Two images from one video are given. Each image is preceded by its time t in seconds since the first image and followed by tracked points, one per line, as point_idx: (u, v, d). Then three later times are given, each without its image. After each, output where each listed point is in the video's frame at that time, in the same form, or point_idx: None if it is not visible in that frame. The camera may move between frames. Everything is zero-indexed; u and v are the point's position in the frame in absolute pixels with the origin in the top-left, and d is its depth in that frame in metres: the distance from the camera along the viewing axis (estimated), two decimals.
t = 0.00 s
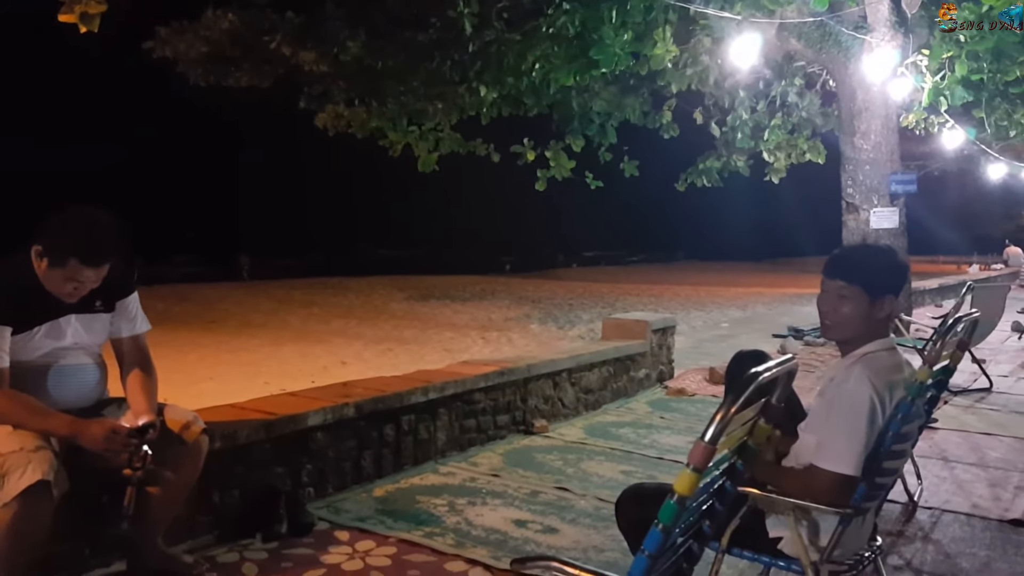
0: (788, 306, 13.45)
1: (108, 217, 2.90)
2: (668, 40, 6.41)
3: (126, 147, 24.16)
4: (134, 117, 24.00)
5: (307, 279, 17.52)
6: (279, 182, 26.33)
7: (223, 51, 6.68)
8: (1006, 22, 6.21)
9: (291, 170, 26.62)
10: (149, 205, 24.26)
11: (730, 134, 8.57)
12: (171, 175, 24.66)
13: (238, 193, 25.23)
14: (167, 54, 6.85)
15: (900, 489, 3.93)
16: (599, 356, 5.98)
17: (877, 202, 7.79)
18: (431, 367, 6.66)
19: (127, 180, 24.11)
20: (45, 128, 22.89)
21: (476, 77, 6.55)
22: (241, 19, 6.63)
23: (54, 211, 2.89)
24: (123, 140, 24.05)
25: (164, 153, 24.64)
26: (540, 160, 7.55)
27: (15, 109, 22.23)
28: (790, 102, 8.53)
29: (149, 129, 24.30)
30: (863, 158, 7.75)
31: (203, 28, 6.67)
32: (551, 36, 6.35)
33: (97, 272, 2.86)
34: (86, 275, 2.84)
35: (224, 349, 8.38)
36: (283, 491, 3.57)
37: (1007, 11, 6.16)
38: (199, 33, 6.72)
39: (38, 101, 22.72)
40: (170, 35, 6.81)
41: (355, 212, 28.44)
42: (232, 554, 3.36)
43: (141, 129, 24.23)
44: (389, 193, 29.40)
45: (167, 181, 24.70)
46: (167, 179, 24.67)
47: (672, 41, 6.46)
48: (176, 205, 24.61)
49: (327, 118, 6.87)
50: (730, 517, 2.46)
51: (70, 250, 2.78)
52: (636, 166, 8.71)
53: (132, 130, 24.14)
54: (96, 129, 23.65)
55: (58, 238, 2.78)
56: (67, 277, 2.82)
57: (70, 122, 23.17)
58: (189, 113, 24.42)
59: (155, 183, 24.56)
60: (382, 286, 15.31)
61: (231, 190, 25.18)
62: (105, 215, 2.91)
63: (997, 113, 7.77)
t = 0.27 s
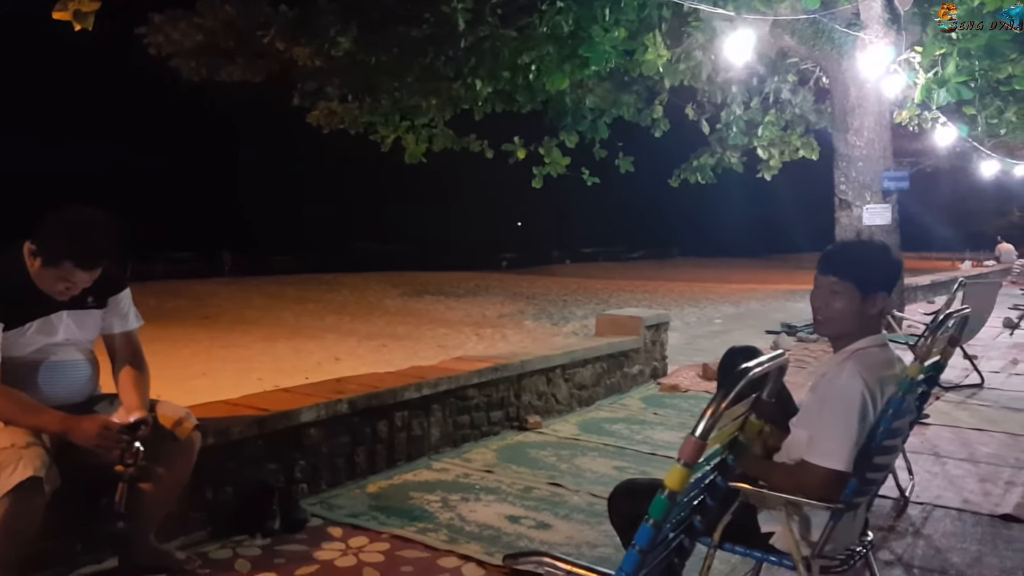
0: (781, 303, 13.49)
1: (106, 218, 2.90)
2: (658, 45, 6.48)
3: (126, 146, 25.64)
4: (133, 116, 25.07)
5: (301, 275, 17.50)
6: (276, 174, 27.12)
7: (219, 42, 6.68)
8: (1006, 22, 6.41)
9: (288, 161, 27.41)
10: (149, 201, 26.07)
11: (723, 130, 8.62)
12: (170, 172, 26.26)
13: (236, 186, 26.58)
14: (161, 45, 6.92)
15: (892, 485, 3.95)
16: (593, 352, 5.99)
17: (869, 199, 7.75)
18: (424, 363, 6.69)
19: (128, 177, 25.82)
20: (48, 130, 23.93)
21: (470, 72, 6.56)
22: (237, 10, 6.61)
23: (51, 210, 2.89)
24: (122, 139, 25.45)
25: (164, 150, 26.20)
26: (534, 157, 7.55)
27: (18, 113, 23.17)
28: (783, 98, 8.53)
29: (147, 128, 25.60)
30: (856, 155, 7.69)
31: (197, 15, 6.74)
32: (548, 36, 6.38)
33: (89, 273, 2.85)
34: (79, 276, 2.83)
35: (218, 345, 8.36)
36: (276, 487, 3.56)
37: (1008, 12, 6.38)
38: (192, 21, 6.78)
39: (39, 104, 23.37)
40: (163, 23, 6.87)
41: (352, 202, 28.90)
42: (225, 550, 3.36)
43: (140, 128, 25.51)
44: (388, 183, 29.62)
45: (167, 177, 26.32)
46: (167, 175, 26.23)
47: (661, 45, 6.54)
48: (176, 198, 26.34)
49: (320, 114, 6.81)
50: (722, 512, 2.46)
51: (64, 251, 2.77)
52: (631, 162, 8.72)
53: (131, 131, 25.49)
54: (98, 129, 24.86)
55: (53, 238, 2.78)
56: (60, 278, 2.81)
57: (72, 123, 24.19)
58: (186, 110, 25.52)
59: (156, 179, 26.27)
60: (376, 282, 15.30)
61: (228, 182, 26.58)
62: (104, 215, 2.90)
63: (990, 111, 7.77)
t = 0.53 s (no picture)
0: (764, 300, 13.57)
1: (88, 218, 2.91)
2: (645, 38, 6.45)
3: (125, 149, 24.84)
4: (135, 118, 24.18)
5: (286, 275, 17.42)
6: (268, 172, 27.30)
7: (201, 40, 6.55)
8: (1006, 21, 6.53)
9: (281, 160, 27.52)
10: (148, 202, 25.58)
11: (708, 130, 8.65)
12: (167, 173, 25.88)
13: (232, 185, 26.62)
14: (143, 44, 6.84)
15: (873, 480, 3.99)
16: (578, 351, 6.01)
17: (850, 197, 7.67)
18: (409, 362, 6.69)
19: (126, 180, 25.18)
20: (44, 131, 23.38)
21: (456, 70, 6.59)
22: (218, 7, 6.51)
23: (32, 207, 2.89)
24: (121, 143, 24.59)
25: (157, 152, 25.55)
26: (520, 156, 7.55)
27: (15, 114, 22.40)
28: (765, 98, 8.58)
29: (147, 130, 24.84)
30: (839, 153, 7.68)
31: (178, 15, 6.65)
32: (532, 35, 6.38)
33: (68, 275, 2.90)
34: (58, 278, 2.89)
35: (203, 346, 8.32)
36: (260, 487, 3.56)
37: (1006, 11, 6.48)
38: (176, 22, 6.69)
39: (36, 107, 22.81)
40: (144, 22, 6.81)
41: (343, 198, 29.10)
42: (208, 551, 3.36)
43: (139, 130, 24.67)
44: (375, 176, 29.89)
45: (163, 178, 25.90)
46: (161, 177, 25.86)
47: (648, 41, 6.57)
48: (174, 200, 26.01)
49: (307, 119, 6.84)
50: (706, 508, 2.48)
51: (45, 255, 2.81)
52: (616, 161, 8.74)
53: (130, 132, 24.58)
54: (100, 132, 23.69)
55: (33, 240, 2.79)
56: (39, 278, 2.86)
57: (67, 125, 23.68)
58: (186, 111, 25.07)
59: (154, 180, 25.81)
60: (362, 281, 15.25)
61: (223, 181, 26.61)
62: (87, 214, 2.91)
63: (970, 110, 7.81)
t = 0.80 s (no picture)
0: (741, 298, 13.66)
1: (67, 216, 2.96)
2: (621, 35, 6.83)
3: (122, 149, 24.06)
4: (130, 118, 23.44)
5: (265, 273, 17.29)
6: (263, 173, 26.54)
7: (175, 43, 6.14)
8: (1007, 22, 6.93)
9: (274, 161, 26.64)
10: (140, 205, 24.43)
11: (684, 129, 8.74)
12: (166, 173, 25.25)
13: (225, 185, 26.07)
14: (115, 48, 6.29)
15: (846, 476, 4.03)
16: (556, 348, 6.02)
17: (825, 196, 7.74)
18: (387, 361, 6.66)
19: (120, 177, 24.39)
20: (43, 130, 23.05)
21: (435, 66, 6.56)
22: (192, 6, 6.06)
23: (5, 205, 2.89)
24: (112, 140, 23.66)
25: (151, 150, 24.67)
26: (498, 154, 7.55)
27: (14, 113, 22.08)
28: (740, 98, 8.66)
29: (143, 130, 24.00)
30: (813, 153, 7.72)
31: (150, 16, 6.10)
32: (511, 34, 6.52)
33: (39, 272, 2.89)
34: (28, 275, 2.88)
35: (179, 344, 8.25)
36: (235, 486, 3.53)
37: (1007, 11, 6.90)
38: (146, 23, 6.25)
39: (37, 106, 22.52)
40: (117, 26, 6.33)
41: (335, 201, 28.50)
42: (182, 551, 3.34)
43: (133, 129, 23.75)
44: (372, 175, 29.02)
45: (160, 178, 25.19)
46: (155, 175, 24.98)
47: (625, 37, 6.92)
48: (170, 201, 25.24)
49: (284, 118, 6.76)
50: (679, 504, 2.50)
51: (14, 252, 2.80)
52: (592, 158, 8.75)
53: (123, 131, 23.68)
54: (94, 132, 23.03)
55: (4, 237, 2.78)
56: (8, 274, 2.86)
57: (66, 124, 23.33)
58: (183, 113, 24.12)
59: (151, 180, 25.07)
60: (341, 279, 15.18)
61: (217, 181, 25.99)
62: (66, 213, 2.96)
63: (943, 109, 7.93)
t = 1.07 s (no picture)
0: (717, 298, 13.73)
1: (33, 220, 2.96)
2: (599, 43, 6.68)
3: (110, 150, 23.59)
4: (120, 116, 23.06)
5: (239, 273, 17.16)
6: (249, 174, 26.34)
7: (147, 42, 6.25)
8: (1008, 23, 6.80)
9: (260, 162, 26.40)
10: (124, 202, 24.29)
11: (660, 128, 8.87)
12: (152, 175, 24.83)
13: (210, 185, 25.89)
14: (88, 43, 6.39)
15: (819, 473, 4.07)
16: (533, 348, 6.03)
17: (799, 196, 7.75)
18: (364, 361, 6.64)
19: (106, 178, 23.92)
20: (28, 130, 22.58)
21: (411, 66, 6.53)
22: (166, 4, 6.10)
23: None
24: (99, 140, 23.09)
25: (135, 151, 24.14)
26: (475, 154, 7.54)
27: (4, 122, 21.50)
28: (716, 99, 8.66)
29: (131, 127, 23.49)
30: (786, 153, 7.77)
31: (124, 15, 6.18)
32: (488, 35, 6.61)
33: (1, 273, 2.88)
34: None
35: (153, 345, 8.17)
36: (210, 488, 3.52)
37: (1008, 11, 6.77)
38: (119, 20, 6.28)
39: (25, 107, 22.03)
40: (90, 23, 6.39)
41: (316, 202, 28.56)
42: (155, 554, 3.32)
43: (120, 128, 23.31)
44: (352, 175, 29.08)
45: (146, 179, 24.77)
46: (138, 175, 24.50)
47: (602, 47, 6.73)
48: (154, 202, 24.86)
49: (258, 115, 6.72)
50: (653, 502, 2.50)
51: None
52: (566, 159, 8.74)
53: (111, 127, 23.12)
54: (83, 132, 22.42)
55: None
56: None
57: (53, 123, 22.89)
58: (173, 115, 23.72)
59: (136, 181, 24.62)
60: (318, 279, 15.09)
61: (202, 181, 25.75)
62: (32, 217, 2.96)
63: (916, 109, 8.03)
